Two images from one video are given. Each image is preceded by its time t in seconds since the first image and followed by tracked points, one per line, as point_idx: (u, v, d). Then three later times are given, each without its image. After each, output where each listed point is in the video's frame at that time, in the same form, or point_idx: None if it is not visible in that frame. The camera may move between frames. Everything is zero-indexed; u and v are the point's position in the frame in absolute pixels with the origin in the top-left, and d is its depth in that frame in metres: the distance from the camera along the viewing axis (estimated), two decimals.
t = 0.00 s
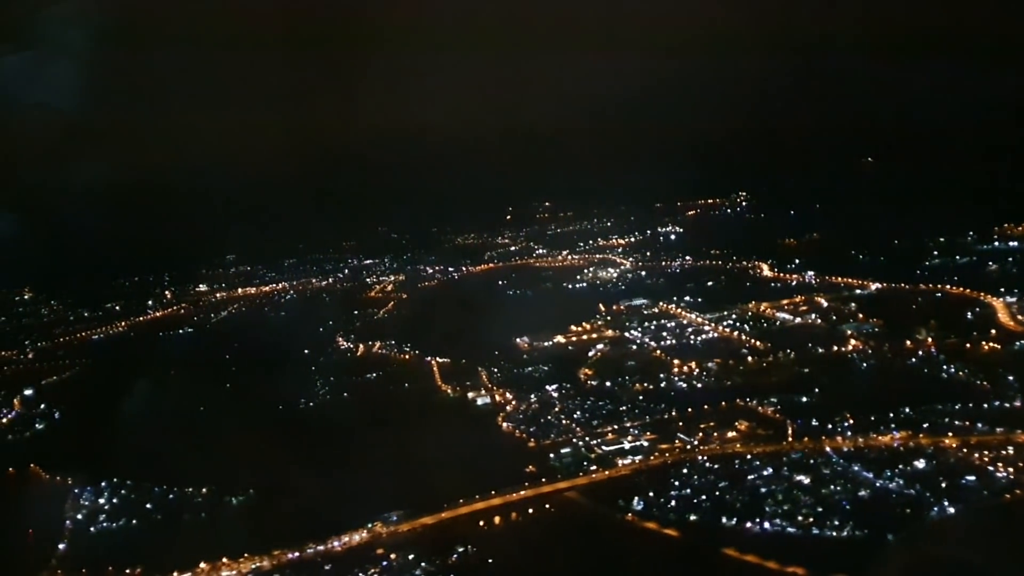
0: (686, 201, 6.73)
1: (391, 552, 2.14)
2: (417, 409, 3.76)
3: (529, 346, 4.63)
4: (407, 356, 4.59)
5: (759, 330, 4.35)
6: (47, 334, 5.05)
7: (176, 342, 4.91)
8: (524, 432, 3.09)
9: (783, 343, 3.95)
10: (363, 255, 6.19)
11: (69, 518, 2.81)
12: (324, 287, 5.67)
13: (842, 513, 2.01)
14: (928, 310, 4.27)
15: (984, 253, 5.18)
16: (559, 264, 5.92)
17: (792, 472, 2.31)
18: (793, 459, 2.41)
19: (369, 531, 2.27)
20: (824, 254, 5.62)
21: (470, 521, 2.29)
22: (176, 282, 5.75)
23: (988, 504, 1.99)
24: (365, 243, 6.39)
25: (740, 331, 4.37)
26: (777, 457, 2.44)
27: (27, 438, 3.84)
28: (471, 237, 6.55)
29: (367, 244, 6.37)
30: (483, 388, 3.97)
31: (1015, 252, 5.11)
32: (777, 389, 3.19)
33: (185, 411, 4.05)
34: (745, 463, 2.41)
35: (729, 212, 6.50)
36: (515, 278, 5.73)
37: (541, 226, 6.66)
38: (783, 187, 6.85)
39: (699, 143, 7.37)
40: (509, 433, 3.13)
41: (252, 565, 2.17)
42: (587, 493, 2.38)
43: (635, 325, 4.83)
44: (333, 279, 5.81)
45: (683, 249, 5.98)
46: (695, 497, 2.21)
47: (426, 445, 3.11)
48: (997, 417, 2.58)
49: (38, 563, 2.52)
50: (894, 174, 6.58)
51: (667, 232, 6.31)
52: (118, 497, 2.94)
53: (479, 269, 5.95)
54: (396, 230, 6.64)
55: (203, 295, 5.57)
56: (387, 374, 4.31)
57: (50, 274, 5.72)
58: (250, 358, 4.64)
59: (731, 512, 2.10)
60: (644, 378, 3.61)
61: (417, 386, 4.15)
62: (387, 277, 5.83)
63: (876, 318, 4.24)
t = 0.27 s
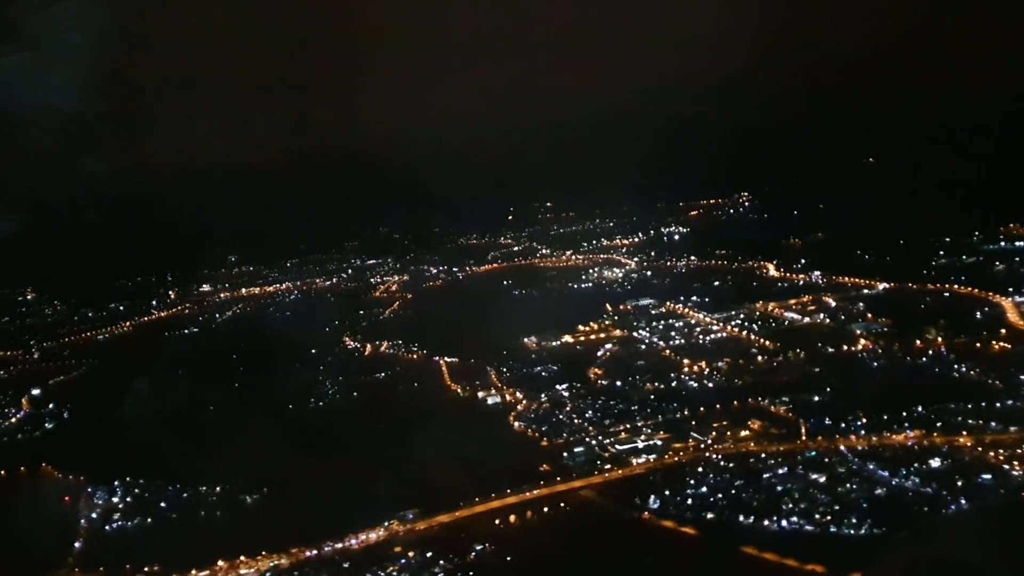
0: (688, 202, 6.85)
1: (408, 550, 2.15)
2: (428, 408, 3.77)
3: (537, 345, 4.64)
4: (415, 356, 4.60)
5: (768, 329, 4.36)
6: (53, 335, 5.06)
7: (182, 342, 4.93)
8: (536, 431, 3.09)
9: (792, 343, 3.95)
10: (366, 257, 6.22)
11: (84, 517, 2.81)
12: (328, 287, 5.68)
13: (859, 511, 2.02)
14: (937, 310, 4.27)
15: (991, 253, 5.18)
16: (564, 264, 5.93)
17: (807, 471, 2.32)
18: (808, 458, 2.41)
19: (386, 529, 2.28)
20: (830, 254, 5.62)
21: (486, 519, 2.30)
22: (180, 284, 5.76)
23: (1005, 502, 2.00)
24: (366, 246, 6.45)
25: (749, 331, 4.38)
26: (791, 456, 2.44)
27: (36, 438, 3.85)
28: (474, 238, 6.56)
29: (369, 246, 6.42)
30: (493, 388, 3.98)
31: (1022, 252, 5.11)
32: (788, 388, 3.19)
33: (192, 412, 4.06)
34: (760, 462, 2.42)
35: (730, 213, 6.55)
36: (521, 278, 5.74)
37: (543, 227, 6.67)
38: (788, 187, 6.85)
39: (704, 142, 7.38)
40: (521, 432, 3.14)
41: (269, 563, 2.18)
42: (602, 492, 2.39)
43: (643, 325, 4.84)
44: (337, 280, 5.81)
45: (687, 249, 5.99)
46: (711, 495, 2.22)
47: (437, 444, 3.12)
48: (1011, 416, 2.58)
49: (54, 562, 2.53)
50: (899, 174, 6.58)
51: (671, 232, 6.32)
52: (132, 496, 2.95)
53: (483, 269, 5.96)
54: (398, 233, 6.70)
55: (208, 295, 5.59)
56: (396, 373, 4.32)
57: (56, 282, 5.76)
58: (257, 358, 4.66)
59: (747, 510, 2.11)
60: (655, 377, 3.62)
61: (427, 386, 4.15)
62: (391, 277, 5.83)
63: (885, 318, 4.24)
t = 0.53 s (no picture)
0: (690, 203, 6.82)
1: (426, 549, 2.15)
2: (438, 408, 3.77)
3: (545, 345, 4.65)
4: (423, 356, 4.61)
5: (776, 330, 4.37)
6: (58, 335, 5.07)
7: (188, 342, 4.94)
8: (548, 431, 3.10)
9: (801, 343, 3.96)
10: (367, 257, 6.23)
11: (98, 515, 2.83)
12: (331, 287, 5.70)
13: (876, 510, 2.03)
14: (945, 310, 4.28)
15: (996, 253, 5.18)
16: (568, 264, 5.93)
17: (822, 470, 2.32)
18: (823, 457, 2.42)
19: (403, 527, 2.29)
20: (835, 254, 5.63)
21: (501, 518, 2.31)
22: (182, 284, 5.77)
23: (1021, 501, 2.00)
24: (367, 245, 6.46)
25: (758, 331, 4.39)
26: (806, 455, 2.45)
27: (46, 438, 3.88)
28: (477, 238, 6.56)
29: (369, 246, 6.43)
30: (503, 387, 3.99)
31: None
32: (799, 388, 3.20)
33: (200, 413, 4.07)
34: (775, 461, 2.42)
35: (733, 213, 6.56)
36: (526, 279, 5.74)
37: (546, 228, 6.67)
38: (792, 188, 6.86)
39: (708, 143, 7.39)
40: (533, 431, 3.15)
41: (287, 561, 2.18)
42: (617, 491, 2.39)
43: (651, 325, 4.84)
44: (341, 280, 5.82)
45: (691, 249, 5.99)
46: (727, 494, 2.23)
47: (448, 443, 3.13)
48: None
49: (71, 562, 2.54)
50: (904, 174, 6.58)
51: (675, 232, 6.32)
52: (146, 494, 2.96)
53: (488, 269, 5.97)
54: (398, 233, 6.70)
55: (211, 295, 5.60)
56: (404, 374, 4.33)
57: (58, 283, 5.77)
58: (264, 359, 4.66)
59: (764, 509, 2.11)
60: (666, 377, 3.62)
61: (436, 386, 4.16)
62: (396, 278, 5.84)
63: (894, 318, 4.25)
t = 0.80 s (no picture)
0: (693, 203, 6.80)
1: (443, 547, 2.16)
2: (449, 408, 3.78)
3: (553, 345, 4.65)
4: (431, 356, 4.61)
5: (784, 330, 4.37)
6: (63, 335, 5.08)
7: (194, 342, 4.94)
8: (561, 430, 3.11)
9: (810, 343, 3.96)
10: (371, 257, 6.24)
11: (112, 514, 2.83)
12: (335, 287, 5.69)
13: (893, 509, 2.04)
14: (954, 310, 4.28)
15: (1003, 253, 5.18)
16: (572, 264, 5.92)
17: (837, 469, 2.33)
18: (837, 456, 2.43)
19: (419, 525, 2.30)
20: (841, 254, 5.63)
21: (517, 517, 2.32)
22: (185, 283, 5.75)
23: None
24: (369, 246, 6.46)
25: (766, 331, 4.39)
26: (821, 454, 2.46)
27: (55, 438, 3.88)
28: (480, 238, 6.57)
29: (371, 246, 6.43)
30: (513, 387, 3.99)
31: None
32: (811, 388, 3.21)
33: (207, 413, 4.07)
34: (790, 460, 2.43)
35: (738, 212, 6.54)
36: (531, 279, 5.74)
37: (548, 227, 6.67)
38: (798, 188, 6.86)
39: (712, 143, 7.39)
40: (545, 431, 3.15)
41: (304, 560, 2.19)
42: (632, 489, 2.40)
43: (658, 325, 4.85)
44: (344, 280, 5.82)
45: (695, 249, 5.98)
46: (744, 493, 2.24)
47: (460, 442, 3.13)
48: None
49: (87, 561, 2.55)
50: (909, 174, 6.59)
51: (679, 232, 6.30)
52: (159, 493, 2.96)
53: (492, 269, 5.96)
54: (400, 233, 6.71)
55: (215, 295, 5.60)
56: (413, 374, 4.34)
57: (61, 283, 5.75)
58: (269, 359, 4.67)
59: (781, 508, 2.12)
60: (676, 377, 3.63)
61: (445, 386, 4.17)
62: (399, 278, 5.83)
63: (902, 318, 4.25)
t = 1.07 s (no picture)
0: (693, 204, 6.78)
1: (460, 545, 2.17)
2: (457, 408, 3.79)
3: (561, 345, 4.65)
4: (438, 356, 4.62)
5: (793, 329, 4.38)
6: (68, 335, 5.09)
7: (199, 343, 4.95)
8: (572, 429, 3.11)
9: (819, 342, 3.98)
10: (373, 257, 6.24)
11: (127, 513, 2.84)
12: (339, 288, 5.70)
13: (910, 507, 2.05)
14: (962, 310, 4.29)
15: (1009, 254, 5.18)
16: (576, 264, 5.92)
17: (851, 467, 2.34)
18: (851, 454, 2.44)
19: (435, 524, 2.31)
20: (847, 254, 5.63)
21: (532, 516, 2.32)
22: (188, 283, 5.78)
23: None
24: (371, 246, 6.46)
25: (775, 330, 4.40)
26: (835, 453, 2.47)
27: (64, 438, 3.89)
28: (481, 238, 6.56)
29: (372, 246, 6.43)
30: (524, 386, 4.00)
31: None
32: (823, 387, 3.22)
33: (217, 414, 4.09)
34: (804, 459, 2.44)
35: (740, 215, 6.51)
36: (536, 278, 5.75)
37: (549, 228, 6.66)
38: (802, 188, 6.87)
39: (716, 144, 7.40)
40: (556, 430, 3.16)
41: (321, 558, 2.20)
42: (647, 488, 2.40)
43: (666, 325, 4.86)
44: (347, 280, 5.83)
45: (699, 250, 5.98)
46: (759, 491, 2.24)
47: (469, 442, 3.14)
48: None
49: (103, 558, 2.56)
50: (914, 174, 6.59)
51: (682, 233, 6.29)
52: (172, 492, 2.98)
53: (495, 269, 5.97)
54: (401, 233, 6.70)
55: (217, 295, 5.61)
56: (421, 373, 4.34)
57: (67, 283, 5.79)
58: (275, 359, 4.68)
59: (797, 506, 2.13)
60: (686, 377, 3.63)
61: (454, 386, 4.18)
62: (403, 278, 5.82)
63: (911, 318, 4.27)
